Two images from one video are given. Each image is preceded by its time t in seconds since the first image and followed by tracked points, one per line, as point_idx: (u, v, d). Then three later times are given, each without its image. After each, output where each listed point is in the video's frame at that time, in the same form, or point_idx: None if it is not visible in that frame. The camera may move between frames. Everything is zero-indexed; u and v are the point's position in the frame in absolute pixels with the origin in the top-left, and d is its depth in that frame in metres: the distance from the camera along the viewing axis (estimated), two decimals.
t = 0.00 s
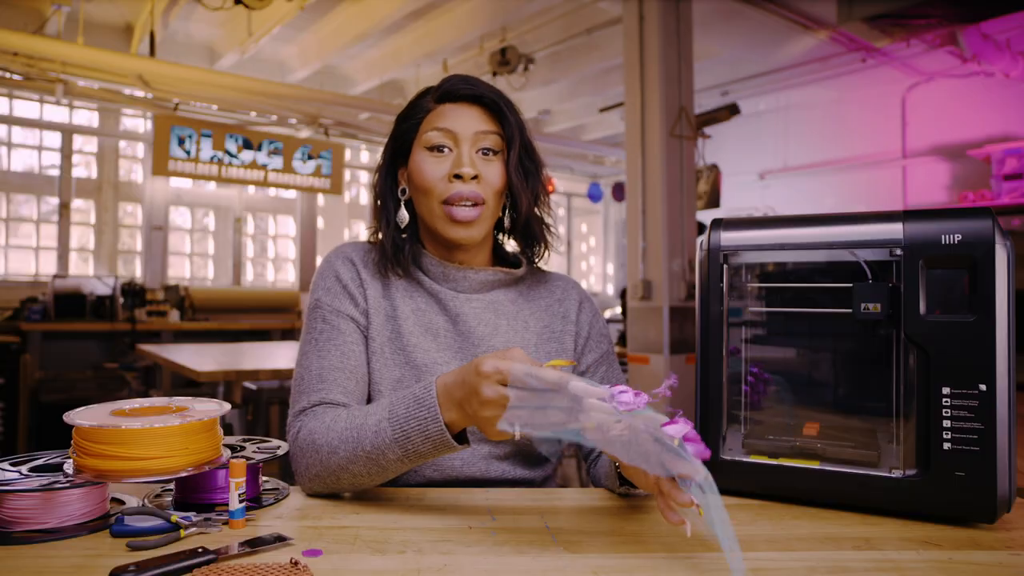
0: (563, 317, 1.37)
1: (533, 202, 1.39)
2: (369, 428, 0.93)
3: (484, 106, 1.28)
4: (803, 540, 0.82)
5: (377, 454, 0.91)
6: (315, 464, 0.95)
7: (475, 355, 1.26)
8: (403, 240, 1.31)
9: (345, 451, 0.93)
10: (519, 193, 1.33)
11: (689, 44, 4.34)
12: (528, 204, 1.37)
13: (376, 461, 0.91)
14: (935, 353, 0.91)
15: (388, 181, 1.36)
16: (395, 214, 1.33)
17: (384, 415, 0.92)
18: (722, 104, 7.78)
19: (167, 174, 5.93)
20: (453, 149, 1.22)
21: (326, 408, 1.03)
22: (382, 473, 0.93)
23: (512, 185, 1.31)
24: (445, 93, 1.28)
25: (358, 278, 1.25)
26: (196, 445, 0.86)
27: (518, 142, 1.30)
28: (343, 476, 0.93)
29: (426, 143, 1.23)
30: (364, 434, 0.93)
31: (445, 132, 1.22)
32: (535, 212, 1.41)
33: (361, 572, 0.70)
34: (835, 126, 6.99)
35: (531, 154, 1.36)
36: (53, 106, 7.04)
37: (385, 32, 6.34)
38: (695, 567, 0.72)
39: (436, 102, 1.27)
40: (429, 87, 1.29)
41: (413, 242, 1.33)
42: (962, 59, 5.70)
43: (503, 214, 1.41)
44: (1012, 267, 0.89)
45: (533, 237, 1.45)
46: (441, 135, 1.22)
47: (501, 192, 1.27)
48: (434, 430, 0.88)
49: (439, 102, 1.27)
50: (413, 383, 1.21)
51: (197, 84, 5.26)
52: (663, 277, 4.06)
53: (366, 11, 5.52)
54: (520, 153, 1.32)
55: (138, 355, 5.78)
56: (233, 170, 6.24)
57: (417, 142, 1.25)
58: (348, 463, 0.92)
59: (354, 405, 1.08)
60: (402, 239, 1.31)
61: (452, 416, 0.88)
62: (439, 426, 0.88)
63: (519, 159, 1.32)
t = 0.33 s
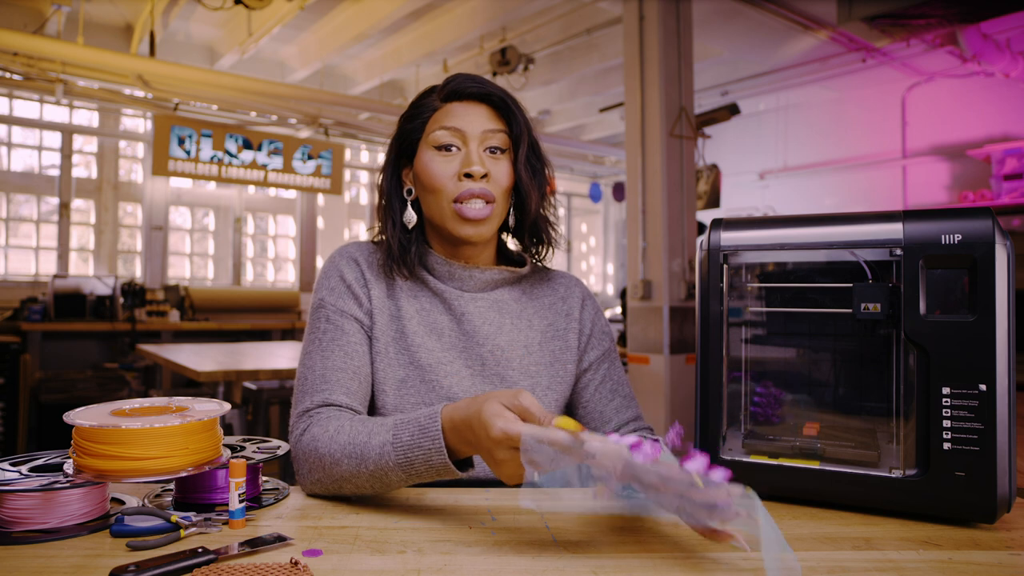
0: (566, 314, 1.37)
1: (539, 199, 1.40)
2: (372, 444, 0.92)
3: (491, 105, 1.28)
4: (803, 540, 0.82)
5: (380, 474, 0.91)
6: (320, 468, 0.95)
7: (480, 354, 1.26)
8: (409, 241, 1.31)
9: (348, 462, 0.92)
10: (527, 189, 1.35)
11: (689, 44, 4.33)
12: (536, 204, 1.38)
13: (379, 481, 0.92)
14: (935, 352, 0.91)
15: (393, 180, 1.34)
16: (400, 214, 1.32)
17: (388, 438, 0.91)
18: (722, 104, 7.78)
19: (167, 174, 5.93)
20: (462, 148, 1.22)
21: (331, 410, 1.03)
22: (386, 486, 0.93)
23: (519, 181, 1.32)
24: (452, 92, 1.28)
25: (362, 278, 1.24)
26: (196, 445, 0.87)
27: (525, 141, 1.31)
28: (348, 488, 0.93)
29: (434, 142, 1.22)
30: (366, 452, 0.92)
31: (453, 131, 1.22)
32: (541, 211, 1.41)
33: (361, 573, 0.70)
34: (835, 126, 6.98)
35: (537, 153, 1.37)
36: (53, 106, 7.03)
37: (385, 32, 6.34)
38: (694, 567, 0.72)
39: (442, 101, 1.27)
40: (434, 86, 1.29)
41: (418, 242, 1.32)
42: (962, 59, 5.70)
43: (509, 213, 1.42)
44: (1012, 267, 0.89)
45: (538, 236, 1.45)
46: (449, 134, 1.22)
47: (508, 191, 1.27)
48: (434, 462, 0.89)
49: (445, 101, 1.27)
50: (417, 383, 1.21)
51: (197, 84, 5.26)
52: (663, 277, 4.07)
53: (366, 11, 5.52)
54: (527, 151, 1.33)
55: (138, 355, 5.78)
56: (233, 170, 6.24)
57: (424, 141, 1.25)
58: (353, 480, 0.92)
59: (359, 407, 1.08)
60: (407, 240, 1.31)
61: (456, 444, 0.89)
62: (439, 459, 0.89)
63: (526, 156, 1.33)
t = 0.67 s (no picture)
0: (566, 314, 1.37)
1: (542, 202, 1.40)
2: (373, 450, 0.92)
3: (497, 109, 1.27)
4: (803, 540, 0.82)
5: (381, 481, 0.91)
6: (321, 469, 0.95)
7: (481, 355, 1.26)
8: (411, 242, 1.31)
9: (350, 464, 0.92)
10: (531, 192, 1.36)
11: (689, 45, 4.34)
12: (540, 206, 1.39)
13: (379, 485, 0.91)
14: (934, 351, 0.91)
15: (396, 180, 1.33)
16: (403, 216, 1.32)
17: (391, 447, 0.91)
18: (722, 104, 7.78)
19: (167, 174, 5.94)
20: (469, 155, 1.22)
21: (333, 411, 1.03)
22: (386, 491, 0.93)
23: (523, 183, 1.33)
24: (457, 94, 1.27)
25: (364, 279, 1.25)
26: (196, 445, 0.87)
27: (530, 147, 1.31)
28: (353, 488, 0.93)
29: (440, 147, 1.22)
30: (368, 456, 0.92)
31: (460, 137, 1.22)
32: (543, 212, 1.42)
33: (361, 573, 0.70)
34: (835, 126, 6.98)
35: (541, 158, 1.37)
36: (53, 106, 7.02)
37: (385, 32, 6.34)
38: (694, 567, 0.72)
39: (447, 104, 1.26)
40: (439, 87, 1.28)
41: (420, 242, 1.32)
42: (962, 59, 5.70)
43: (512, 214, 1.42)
44: (1012, 267, 0.89)
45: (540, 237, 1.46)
46: (456, 140, 1.22)
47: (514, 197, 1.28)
48: (438, 469, 0.88)
49: (450, 104, 1.26)
50: (418, 383, 1.21)
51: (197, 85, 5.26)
52: (663, 277, 4.07)
53: (366, 11, 5.52)
54: (532, 157, 1.34)
55: (138, 356, 5.78)
56: (233, 170, 6.24)
57: (430, 145, 1.24)
58: (355, 480, 0.92)
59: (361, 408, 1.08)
60: (410, 241, 1.31)
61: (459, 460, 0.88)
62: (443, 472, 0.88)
63: (531, 162, 1.34)
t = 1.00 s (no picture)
0: (569, 316, 1.36)
1: (546, 201, 1.41)
2: (371, 459, 0.91)
3: (500, 106, 1.27)
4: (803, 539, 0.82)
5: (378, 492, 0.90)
6: (321, 474, 0.95)
7: (483, 356, 1.25)
8: (415, 241, 1.31)
9: (349, 470, 0.91)
10: (537, 191, 1.36)
11: (689, 45, 4.34)
12: (545, 203, 1.39)
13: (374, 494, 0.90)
14: (934, 352, 0.91)
15: (399, 180, 1.34)
16: (406, 215, 1.32)
17: (389, 458, 0.90)
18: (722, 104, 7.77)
19: (167, 174, 5.93)
20: (472, 151, 1.22)
21: (333, 413, 1.03)
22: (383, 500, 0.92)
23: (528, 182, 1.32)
24: (460, 92, 1.27)
25: (367, 279, 1.25)
26: (197, 445, 0.87)
27: (534, 144, 1.31)
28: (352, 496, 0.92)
29: (444, 145, 1.22)
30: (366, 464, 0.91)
31: (463, 133, 1.22)
32: (549, 211, 1.42)
33: (361, 573, 0.70)
34: (835, 126, 6.98)
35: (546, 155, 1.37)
36: (53, 106, 7.02)
37: (385, 32, 6.34)
38: (693, 567, 0.72)
39: (450, 102, 1.26)
40: (443, 86, 1.29)
41: (424, 242, 1.32)
42: (962, 59, 5.70)
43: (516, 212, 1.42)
44: (1013, 267, 0.89)
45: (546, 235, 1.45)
46: (459, 136, 1.22)
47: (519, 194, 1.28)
48: (435, 485, 0.86)
49: (453, 102, 1.27)
50: (419, 385, 1.20)
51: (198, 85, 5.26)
52: (663, 277, 4.07)
53: (366, 12, 5.52)
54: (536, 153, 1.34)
55: (138, 356, 5.78)
56: (233, 170, 6.24)
57: (433, 142, 1.25)
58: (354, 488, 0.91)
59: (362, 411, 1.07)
60: (413, 240, 1.31)
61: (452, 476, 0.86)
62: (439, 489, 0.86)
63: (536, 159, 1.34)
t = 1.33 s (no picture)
0: (577, 321, 1.33)
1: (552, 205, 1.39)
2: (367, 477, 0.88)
3: (505, 105, 1.27)
4: (803, 540, 0.82)
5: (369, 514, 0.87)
6: (316, 481, 0.93)
7: (484, 361, 1.23)
8: (417, 239, 1.31)
9: (343, 485, 0.89)
10: (538, 197, 1.32)
11: (689, 45, 4.34)
12: (547, 209, 1.35)
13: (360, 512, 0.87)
14: (934, 351, 0.91)
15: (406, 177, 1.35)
16: (410, 211, 1.34)
17: (379, 482, 0.86)
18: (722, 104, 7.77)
19: (167, 174, 5.94)
20: (472, 149, 1.22)
21: (331, 416, 1.03)
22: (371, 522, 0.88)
23: (531, 188, 1.31)
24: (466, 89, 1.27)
25: (369, 280, 1.25)
26: (197, 445, 0.87)
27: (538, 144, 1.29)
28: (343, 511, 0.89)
29: (444, 142, 1.23)
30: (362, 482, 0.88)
31: (463, 131, 1.22)
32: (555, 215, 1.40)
33: (361, 573, 0.70)
34: (835, 126, 6.98)
35: (552, 155, 1.35)
36: (53, 106, 7.02)
37: (385, 32, 6.34)
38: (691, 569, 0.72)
39: (456, 99, 1.27)
40: (451, 83, 1.29)
41: (427, 241, 1.33)
42: (962, 59, 5.70)
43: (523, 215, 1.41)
44: (1013, 267, 0.89)
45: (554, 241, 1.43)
46: (459, 135, 1.22)
47: (519, 196, 1.27)
48: (417, 519, 0.80)
49: (459, 99, 1.27)
50: (419, 389, 1.20)
51: (198, 85, 5.25)
52: (663, 277, 4.06)
53: (366, 12, 5.52)
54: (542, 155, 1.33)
55: (138, 356, 5.78)
56: (233, 170, 6.24)
57: (436, 140, 1.26)
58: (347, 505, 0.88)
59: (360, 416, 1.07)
60: (417, 238, 1.31)
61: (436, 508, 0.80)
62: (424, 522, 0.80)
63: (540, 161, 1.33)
